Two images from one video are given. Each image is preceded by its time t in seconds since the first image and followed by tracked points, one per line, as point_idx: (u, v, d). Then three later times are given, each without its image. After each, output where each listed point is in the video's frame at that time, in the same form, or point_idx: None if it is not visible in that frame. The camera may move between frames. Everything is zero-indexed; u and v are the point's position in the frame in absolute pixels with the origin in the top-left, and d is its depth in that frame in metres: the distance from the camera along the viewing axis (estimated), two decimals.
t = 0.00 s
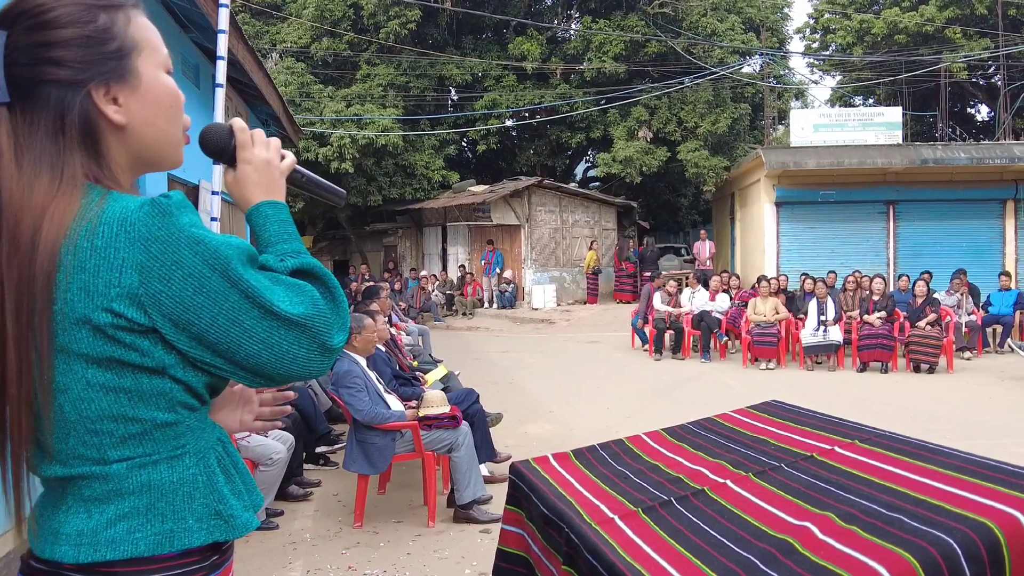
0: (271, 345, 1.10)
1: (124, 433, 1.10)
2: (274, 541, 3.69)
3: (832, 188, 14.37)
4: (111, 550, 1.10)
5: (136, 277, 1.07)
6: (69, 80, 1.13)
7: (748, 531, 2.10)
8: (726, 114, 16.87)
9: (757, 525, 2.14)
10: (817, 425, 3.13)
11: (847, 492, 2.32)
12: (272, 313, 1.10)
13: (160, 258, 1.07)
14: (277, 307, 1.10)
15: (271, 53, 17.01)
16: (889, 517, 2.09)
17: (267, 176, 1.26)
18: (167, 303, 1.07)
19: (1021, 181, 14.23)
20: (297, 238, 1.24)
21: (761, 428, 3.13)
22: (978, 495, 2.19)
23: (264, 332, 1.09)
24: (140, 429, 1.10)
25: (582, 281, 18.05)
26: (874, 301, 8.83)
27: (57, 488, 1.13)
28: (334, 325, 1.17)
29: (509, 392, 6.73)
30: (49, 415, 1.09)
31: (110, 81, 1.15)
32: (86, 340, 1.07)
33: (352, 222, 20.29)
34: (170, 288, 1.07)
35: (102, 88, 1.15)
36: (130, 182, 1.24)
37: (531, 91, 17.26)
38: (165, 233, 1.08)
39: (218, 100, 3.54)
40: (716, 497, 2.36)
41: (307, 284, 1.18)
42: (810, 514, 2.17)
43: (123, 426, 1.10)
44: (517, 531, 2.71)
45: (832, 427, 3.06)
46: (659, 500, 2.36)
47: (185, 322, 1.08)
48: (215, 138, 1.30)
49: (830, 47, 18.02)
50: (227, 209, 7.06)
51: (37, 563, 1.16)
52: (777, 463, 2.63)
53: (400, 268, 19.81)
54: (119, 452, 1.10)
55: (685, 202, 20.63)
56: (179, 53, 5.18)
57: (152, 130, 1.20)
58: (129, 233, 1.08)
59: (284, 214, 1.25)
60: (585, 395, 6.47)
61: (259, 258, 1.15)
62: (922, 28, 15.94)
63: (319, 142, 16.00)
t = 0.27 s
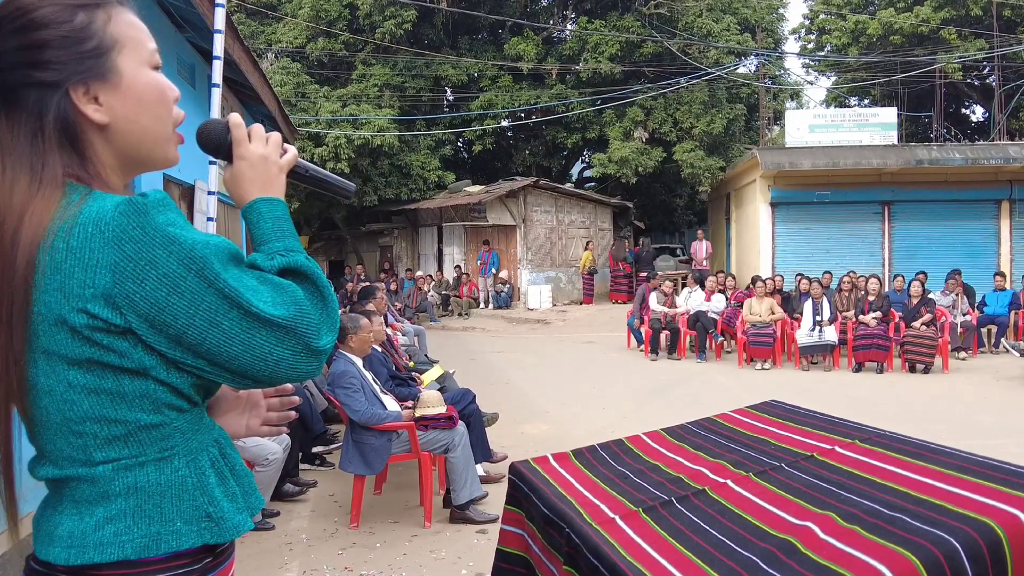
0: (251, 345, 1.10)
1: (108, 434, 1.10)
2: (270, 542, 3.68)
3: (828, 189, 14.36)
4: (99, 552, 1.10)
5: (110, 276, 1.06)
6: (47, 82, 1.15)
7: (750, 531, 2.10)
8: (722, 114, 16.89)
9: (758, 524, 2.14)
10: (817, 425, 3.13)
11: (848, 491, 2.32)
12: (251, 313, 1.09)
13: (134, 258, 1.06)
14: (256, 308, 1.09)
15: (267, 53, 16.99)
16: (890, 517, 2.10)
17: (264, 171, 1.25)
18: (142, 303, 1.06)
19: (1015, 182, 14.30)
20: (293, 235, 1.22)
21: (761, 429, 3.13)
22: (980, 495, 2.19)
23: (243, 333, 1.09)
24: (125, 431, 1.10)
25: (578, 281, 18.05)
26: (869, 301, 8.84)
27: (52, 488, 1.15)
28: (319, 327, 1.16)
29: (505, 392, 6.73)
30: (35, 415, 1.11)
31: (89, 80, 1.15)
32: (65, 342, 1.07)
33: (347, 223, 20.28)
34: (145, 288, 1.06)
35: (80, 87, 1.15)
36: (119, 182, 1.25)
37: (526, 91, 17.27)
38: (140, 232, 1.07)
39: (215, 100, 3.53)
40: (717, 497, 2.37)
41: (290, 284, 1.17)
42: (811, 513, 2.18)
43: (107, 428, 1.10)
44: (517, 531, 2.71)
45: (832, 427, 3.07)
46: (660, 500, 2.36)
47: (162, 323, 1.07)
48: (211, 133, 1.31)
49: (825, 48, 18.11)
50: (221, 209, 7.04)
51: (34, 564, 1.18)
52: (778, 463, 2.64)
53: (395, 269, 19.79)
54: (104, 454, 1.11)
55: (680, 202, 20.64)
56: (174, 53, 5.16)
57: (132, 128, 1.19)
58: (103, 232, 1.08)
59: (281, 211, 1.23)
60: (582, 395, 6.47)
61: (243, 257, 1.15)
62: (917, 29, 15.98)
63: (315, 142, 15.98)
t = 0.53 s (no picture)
0: (235, 351, 1.08)
1: (98, 439, 1.10)
2: (266, 543, 3.68)
3: (824, 190, 14.45)
4: (92, 556, 1.11)
5: (93, 280, 1.06)
6: (37, 82, 1.14)
7: (748, 532, 2.10)
8: (718, 115, 16.90)
9: (757, 525, 2.14)
10: (815, 425, 3.14)
11: (846, 492, 2.32)
12: (235, 319, 1.08)
13: (114, 262, 1.05)
14: (240, 313, 1.08)
15: (264, 53, 16.97)
16: (887, 517, 2.10)
17: (259, 176, 1.25)
18: (124, 307, 1.05)
19: (1011, 183, 14.33)
20: (285, 239, 1.21)
21: (760, 429, 3.14)
22: (976, 495, 2.20)
23: (225, 338, 1.08)
24: (113, 435, 1.11)
25: (574, 281, 18.04)
26: (865, 301, 8.85)
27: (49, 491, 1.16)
28: (307, 332, 1.16)
29: (502, 392, 6.73)
30: (26, 418, 1.12)
31: (79, 81, 1.15)
32: (50, 346, 1.07)
33: (344, 224, 20.27)
34: (126, 293, 1.05)
35: (69, 89, 1.15)
36: (113, 184, 1.25)
37: (522, 92, 17.27)
38: (120, 234, 1.06)
39: (211, 101, 3.52)
40: (714, 497, 2.37)
41: (277, 290, 1.15)
42: (809, 514, 2.18)
43: (96, 433, 1.10)
44: (515, 532, 2.71)
45: (829, 427, 3.07)
46: (658, 501, 2.37)
47: (144, 328, 1.07)
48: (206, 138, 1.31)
49: (821, 48, 18.11)
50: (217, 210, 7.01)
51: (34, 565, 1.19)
52: (775, 463, 2.64)
53: (392, 269, 19.76)
54: (94, 458, 1.11)
55: (676, 202, 20.64)
56: (170, 53, 5.13)
57: (122, 130, 1.19)
58: (84, 235, 1.07)
59: (275, 216, 1.23)
60: (578, 395, 6.46)
61: (231, 262, 1.14)
62: (912, 29, 16.00)
63: (311, 142, 15.95)
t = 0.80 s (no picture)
0: (246, 349, 1.14)
1: (113, 434, 1.16)
2: (271, 536, 3.79)
3: (810, 193, 14.63)
4: (106, 548, 1.16)
5: (111, 281, 1.11)
6: (59, 90, 1.19)
7: (740, 524, 2.21)
8: (708, 121, 17.12)
9: (746, 517, 2.26)
10: (803, 421, 3.26)
11: (834, 486, 2.44)
12: (248, 320, 1.13)
13: (133, 264, 1.11)
14: (254, 315, 1.13)
15: (267, 62, 17.17)
16: (874, 510, 2.22)
17: (270, 183, 1.32)
18: (141, 307, 1.11)
19: (990, 187, 14.53)
20: (293, 242, 1.28)
21: (751, 426, 3.25)
22: (959, 489, 2.32)
23: (239, 339, 1.13)
24: (127, 431, 1.16)
25: (569, 282, 18.21)
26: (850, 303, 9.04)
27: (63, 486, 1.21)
28: (316, 333, 1.21)
29: (499, 390, 6.85)
30: (43, 412, 1.17)
31: (100, 90, 1.21)
32: (70, 344, 1.13)
33: (344, 226, 20.48)
34: (144, 293, 1.11)
35: (91, 96, 1.21)
36: (128, 189, 1.30)
37: (519, 99, 17.39)
38: (140, 237, 1.12)
39: (218, 108, 3.64)
40: (705, 490, 2.50)
41: (287, 292, 1.21)
42: (797, 507, 2.29)
43: (110, 428, 1.16)
44: (513, 524, 2.83)
45: (818, 424, 3.19)
46: (651, 495, 2.48)
47: (161, 328, 1.12)
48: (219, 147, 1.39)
49: (807, 57, 18.47)
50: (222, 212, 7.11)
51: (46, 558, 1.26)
52: (765, 459, 2.76)
53: (391, 271, 19.87)
54: (109, 453, 1.17)
55: (668, 206, 20.86)
56: (177, 60, 5.23)
57: (140, 136, 1.25)
58: (105, 238, 1.12)
59: (285, 221, 1.30)
60: (574, 392, 6.60)
61: (243, 263, 1.20)
62: (895, 39, 16.28)
63: (312, 147, 16.08)
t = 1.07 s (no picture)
0: (267, 347, 1.17)
1: (130, 432, 1.18)
2: (270, 535, 3.82)
3: (804, 195, 14.66)
4: (121, 543, 1.19)
5: (135, 280, 1.13)
6: (74, 92, 1.22)
7: (741, 524, 2.23)
8: (704, 123, 17.13)
9: (747, 516, 2.29)
10: (801, 421, 3.30)
11: (833, 485, 2.47)
12: (269, 317, 1.16)
13: (157, 263, 1.13)
14: (274, 312, 1.16)
15: (265, 63, 17.18)
16: (873, 510, 2.24)
17: (277, 182, 1.35)
18: (164, 305, 1.13)
19: (983, 188, 14.52)
20: (302, 241, 1.31)
21: (749, 426, 3.28)
22: (958, 489, 2.35)
23: (261, 335, 1.16)
24: (145, 428, 1.19)
25: (565, 283, 18.23)
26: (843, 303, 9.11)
27: (76, 483, 1.23)
28: (332, 330, 1.25)
29: (496, 390, 6.88)
30: (60, 410, 1.18)
31: (116, 92, 1.24)
32: (90, 342, 1.15)
33: (342, 227, 20.54)
34: (167, 292, 1.13)
35: (107, 98, 1.23)
36: (139, 190, 1.33)
37: (516, 100, 17.37)
38: (162, 237, 1.14)
39: (217, 110, 3.68)
40: (706, 490, 2.52)
41: (303, 291, 1.24)
42: (797, 507, 2.32)
43: (128, 425, 1.18)
44: (513, 525, 2.86)
45: (816, 424, 3.22)
46: (652, 495, 2.51)
47: (183, 325, 1.15)
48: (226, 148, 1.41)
49: (802, 59, 18.55)
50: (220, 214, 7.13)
51: (54, 555, 1.27)
52: (764, 459, 2.79)
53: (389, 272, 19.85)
54: (126, 450, 1.19)
55: (664, 207, 20.89)
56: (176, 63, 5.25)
57: (155, 137, 1.28)
58: (127, 238, 1.15)
59: (292, 220, 1.33)
60: (571, 393, 6.62)
61: (261, 263, 1.23)
62: (889, 41, 16.29)
63: (311, 149, 16.09)
